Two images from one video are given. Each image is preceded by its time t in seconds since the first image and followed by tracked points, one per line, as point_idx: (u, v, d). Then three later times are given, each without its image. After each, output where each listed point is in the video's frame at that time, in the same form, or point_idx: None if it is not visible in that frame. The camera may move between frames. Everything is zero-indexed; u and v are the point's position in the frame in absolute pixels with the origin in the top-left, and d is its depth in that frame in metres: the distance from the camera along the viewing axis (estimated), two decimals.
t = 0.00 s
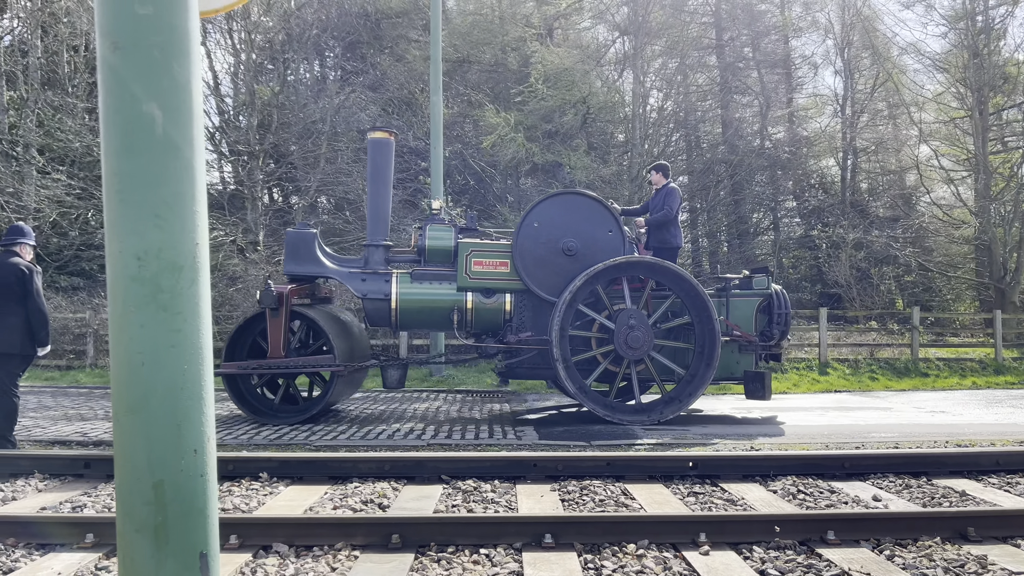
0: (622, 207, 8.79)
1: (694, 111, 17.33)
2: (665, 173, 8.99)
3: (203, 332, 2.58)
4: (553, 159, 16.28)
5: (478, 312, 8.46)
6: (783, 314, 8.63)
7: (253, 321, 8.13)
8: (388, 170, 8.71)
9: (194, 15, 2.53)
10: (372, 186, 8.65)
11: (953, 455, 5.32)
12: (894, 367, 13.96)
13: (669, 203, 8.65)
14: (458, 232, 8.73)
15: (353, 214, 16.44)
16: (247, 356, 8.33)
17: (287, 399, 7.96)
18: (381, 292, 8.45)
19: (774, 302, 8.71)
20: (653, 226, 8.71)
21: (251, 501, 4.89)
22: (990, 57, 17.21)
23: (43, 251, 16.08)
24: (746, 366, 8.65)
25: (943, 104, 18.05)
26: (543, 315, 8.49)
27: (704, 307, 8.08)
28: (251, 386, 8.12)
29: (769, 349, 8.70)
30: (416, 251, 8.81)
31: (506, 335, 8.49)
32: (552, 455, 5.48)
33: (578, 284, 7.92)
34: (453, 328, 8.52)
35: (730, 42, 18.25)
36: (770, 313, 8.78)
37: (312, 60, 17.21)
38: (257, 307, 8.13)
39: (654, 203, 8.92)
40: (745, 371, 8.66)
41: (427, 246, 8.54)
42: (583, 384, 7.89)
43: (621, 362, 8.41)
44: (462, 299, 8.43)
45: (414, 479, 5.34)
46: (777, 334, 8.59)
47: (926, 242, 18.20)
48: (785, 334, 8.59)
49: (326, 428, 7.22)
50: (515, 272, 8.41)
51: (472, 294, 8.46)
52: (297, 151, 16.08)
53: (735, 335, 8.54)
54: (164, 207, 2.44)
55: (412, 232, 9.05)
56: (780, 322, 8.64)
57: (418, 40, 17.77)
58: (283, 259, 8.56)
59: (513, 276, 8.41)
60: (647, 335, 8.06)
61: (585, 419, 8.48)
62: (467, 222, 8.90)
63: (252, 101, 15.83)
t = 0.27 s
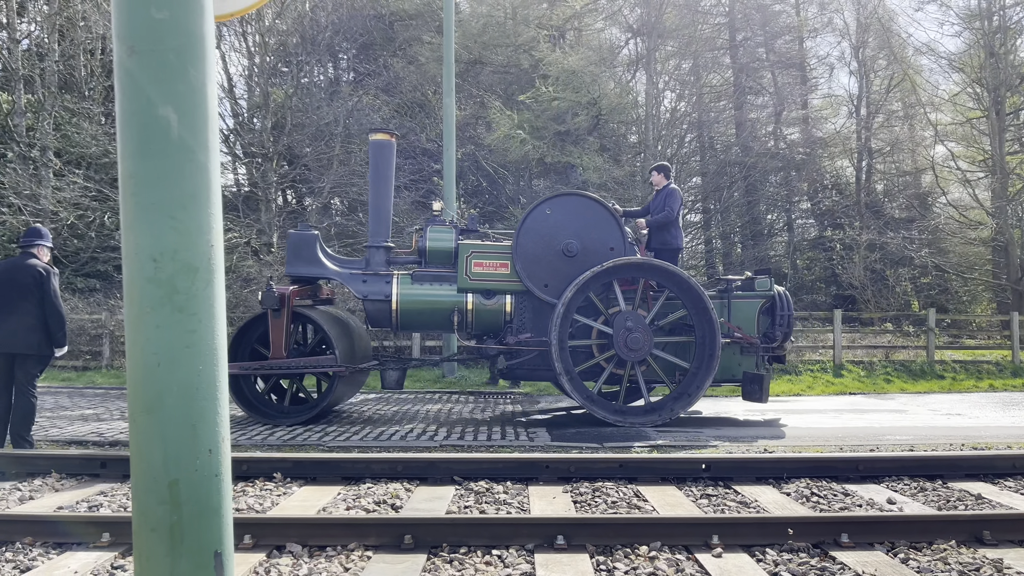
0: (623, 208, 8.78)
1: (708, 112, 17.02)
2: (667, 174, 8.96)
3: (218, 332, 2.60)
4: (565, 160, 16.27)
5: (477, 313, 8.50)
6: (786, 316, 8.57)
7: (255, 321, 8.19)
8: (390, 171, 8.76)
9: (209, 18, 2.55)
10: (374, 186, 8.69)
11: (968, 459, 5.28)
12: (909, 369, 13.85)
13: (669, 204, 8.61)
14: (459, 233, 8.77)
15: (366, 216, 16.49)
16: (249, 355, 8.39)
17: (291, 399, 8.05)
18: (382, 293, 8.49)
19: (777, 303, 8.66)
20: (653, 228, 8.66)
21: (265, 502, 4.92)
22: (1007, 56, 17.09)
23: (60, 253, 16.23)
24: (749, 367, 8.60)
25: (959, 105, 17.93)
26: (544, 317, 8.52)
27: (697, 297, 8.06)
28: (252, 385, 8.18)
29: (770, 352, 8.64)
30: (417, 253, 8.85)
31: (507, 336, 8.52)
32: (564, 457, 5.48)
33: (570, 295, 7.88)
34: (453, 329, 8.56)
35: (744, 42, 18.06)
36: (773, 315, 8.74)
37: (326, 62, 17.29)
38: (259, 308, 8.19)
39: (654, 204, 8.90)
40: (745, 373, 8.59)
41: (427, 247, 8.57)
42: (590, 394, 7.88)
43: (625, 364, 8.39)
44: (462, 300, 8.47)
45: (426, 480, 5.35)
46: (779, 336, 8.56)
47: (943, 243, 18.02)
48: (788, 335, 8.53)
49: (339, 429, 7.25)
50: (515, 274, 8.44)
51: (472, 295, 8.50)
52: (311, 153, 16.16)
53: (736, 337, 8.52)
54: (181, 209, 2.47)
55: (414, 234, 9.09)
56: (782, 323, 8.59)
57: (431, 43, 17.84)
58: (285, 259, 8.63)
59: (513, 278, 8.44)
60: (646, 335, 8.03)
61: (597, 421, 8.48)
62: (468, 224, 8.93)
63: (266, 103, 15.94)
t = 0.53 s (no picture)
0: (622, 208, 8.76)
1: (721, 112, 17.11)
2: (666, 173, 8.92)
3: (232, 332, 2.62)
4: (577, 160, 16.26)
5: (477, 313, 8.53)
6: (788, 317, 8.51)
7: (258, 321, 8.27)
8: (390, 173, 8.79)
9: (223, 20, 2.57)
10: (373, 188, 8.73)
11: (984, 460, 5.23)
12: (924, 370, 13.75)
13: (669, 204, 8.60)
14: (459, 233, 8.82)
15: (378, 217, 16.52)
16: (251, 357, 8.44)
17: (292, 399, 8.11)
18: (382, 293, 8.54)
19: (779, 304, 8.62)
20: (653, 228, 8.65)
21: (279, 501, 4.94)
22: None
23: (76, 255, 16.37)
24: (750, 368, 8.61)
25: (974, 104, 18.03)
26: (543, 317, 8.54)
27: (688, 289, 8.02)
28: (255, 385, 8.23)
29: (773, 352, 8.57)
30: (417, 253, 8.90)
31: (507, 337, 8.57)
32: (576, 457, 5.47)
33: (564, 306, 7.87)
34: (453, 330, 8.59)
35: (757, 42, 17.83)
36: (775, 315, 8.69)
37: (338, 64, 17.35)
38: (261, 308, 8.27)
39: (654, 204, 8.88)
40: (746, 374, 8.61)
41: (427, 248, 8.62)
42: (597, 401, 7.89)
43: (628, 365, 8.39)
44: (462, 301, 8.50)
45: (438, 480, 5.36)
46: (780, 337, 8.50)
47: (958, 243, 17.87)
48: (789, 336, 8.47)
49: (352, 428, 7.28)
50: (515, 274, 8.44)
51: (471, 296, 8.52)
52: (324, 155, 16.23)
53: (736, 337, 8.49)
54: (195, 211, 2.49)
55: (413, 235, 9.15)
56: (784, 324, 8.54)
57: (443, 44, 17.89)
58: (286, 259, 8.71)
59: (513, 278, 8.45)
60: (645, 335, 8.02)
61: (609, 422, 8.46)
62: (468, 224, 8.97)
63: (279, 105, 16.04)
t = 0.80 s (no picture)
0: (622, 208, 8.75)
1: (733, 110, 16.68)
2: (666, 173, 8.90)
3: (248, 334, 2.63)
4: (590, 160, 16.30)
5: (477, 314, 8.56)
6: (789, 317, 8.55)
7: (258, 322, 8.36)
8: (391, 174, 8.87)
9: (237, 21, 2.58)
10: (373, 189, 8.80)
11: (1001, 461, 5.18)
12: (939, 371, 13.68)
13: (668, 204, 8.56)
14: (459, 234, 8.89)
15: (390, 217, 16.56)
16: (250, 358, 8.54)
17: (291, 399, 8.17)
18: (381, 294, 8.61)
19: (780, 303, 8.62)
20: (653, 228, 8.61)
21: (293, 501, 4.96)
22: None
23: (90, 256, 16.47)
24: (751, 368, 8.62)
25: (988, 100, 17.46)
26: (542, 317, 8.49)
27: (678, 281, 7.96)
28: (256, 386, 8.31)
29: (773, 352, 8.62)
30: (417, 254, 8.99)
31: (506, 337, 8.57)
32: (589, 458, 5.47)
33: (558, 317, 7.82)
34: (452, 330, 8.63)
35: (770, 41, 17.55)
36: (775, 315, 8.69)
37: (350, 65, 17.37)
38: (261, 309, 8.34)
39: (654, 203, 8.83)
40: (747, 374, 8.58)
41: (427, 249, 8.72)
42: (605, 406, 7.86)
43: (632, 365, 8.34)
44: (461, 302, 8.54)
45: (451, 480, 5.36)
46: (782, 337, 8.56)
47: (973, 242, 17.71)
48: (791, 336, 8.54)
49: (364, 429, 7.30)
50: (514, 275, 8.43)
51: (471, 296, 8.55)
52: (335, 156, 16.29)
53: (735, 337, 8.46)
54: (210, 212, 2.50)
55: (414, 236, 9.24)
56: (785, 324, 8.58)
57: (454, 44, 17.89)
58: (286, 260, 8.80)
59: (513, 278, 8.45)
60: (643, 334, 7.97)
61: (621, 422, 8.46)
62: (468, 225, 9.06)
63: (291, 107, 16.12)
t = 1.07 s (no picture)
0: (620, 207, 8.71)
1: (743, 109, 16.56)
2: (666, 172, 8.81)
3: (262, 333, 2.65)
4: (603, 159, 16.34)
5: (475, 314, 8.67)
6: (788, 317, 8.44)
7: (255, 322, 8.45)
8: (388, 174, 8.94)
9: (250, 21, 2.60)
10: (371, 189, 8.86)
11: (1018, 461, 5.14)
12: (953, 369, 13.60)
13: (666, 204, 8.48)
14: (456, 234, 9.00)
15: (402, 217, 16.60)
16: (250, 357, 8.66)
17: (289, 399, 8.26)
18: (380, 295, 8.73)
19: (779, 303, 8.53)
20: (650, 229, 8.54)
21: (307, 501, 4.97)
22: None
23: (105, 257, 16.59)
24: (750, 369, 8.57)
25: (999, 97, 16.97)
26: (539, 317, 8.50)
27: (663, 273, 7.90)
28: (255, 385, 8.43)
29: (772, 352, 8.58)
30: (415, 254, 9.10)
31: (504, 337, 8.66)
32: (601, 457, 5.46)
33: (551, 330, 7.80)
34: (450, 331, 8.75)
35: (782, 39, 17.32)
36: (774, 315, 8.62)
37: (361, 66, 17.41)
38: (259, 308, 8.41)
39: (652, 203, 8.74)
40: (747, 375, 8.54)
41: (425, 250, 8.86)
42: (612, 410, 7.85)
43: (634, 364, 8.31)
44: (459, 302, 8.65)
45: (464, 479, 5.37)
46: (781, 337, 8.48)
47: (988, 240, 17.56)
48: (790, 337, 8.45)
49: (376, 429, 7.32)
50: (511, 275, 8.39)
51: (468, 296, 8.66)
52: (347, 156, 16.34)
53: (733, 338, 8.46)
54: (222, 212, 2.52)
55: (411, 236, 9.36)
56: (784, 324, 8.48)
57: (465, 44, 17.93)
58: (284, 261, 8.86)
59: (510, 279, 8.41)
60: (639, 333, 7.93)
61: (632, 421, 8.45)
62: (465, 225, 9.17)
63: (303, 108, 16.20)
